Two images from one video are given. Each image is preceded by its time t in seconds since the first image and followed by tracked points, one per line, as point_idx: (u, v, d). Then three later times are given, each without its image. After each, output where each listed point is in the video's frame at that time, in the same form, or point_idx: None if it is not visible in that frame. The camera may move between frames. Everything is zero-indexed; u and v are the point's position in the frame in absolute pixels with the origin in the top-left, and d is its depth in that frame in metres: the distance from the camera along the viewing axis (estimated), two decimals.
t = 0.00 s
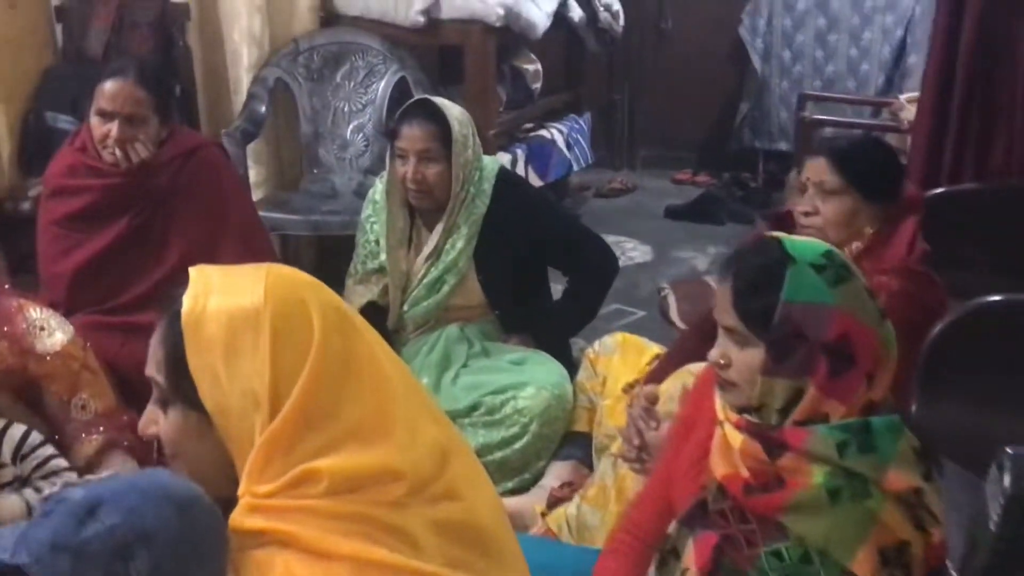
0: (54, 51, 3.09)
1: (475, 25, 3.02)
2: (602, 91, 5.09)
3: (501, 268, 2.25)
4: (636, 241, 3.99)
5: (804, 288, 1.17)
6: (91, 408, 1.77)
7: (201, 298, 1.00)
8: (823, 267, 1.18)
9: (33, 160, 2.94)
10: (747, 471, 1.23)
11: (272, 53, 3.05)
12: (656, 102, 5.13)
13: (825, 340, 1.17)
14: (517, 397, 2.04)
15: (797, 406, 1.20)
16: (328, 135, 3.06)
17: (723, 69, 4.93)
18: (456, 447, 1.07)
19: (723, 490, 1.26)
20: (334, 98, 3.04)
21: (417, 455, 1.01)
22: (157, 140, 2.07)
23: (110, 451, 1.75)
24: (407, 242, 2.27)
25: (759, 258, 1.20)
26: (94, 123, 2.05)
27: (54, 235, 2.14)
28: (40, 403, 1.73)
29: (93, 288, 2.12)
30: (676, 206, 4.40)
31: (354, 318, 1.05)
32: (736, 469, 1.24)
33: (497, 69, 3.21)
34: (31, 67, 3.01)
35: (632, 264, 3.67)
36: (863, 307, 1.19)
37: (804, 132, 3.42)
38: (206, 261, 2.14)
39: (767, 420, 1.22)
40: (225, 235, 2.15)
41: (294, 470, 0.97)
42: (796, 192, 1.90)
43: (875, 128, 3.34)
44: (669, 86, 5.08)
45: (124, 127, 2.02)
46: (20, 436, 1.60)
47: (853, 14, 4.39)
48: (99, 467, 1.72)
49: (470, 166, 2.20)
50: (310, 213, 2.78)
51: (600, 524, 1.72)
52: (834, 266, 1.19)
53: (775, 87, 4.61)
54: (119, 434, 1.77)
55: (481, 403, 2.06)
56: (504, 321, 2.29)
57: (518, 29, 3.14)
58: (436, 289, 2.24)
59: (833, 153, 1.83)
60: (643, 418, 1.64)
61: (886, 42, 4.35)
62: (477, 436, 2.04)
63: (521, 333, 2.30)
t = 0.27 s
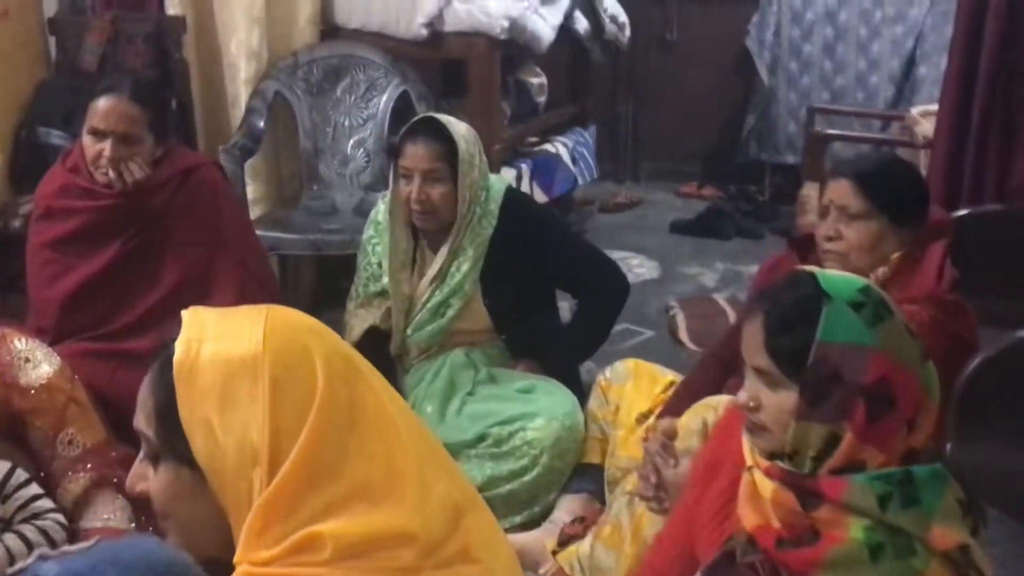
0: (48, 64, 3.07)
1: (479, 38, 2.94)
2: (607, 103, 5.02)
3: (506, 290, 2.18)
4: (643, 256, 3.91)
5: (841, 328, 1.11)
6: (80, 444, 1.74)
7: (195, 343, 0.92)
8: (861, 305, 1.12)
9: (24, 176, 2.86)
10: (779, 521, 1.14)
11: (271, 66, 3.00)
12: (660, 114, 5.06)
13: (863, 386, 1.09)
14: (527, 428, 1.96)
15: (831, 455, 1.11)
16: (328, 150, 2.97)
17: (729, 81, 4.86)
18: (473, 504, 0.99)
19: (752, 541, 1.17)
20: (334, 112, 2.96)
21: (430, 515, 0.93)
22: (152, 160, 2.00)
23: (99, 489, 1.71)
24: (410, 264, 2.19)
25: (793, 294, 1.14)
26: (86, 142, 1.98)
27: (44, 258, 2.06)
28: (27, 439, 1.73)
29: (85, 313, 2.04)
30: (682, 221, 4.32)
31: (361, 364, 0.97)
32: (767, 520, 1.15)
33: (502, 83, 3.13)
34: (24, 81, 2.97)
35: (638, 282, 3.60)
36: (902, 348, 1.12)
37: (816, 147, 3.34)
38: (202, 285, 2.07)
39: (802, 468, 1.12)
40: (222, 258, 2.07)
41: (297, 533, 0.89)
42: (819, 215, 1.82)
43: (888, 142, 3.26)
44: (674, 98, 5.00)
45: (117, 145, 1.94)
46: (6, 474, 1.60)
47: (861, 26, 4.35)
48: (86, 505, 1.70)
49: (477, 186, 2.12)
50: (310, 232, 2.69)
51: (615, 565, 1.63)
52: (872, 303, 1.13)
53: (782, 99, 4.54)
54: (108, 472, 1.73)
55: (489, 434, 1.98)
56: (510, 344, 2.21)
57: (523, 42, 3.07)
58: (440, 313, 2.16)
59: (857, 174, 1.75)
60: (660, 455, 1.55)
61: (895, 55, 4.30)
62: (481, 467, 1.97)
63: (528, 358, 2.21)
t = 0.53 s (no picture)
0: (37, 72, 3.01)
1: (478, 46, 2.88)
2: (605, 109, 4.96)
3: (508, 308, 2.11)
4: (643, 266, 3.85)
5: (879, 365, 1.04)
6: (62, 472, 1.72)
7: (183, 384, 0.85)
8: (897, 340, 1.07)
9: (11, 186, 2.79)
10: (804, 566, 1.09)
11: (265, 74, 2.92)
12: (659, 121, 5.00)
13: (903, 425, 1.04)
14: (529, 451, 1.89)
15: (861, 495, 1.07)
16: (323, 161, 2.91)
17: (728, 88, 4.81)
18: (480, 557, 0.93)
19: None
20: (330, 122, 2.90)
21: (437, 572, 0.87)
22: (142, 174, 1.94)
23: (82, 520, 1.69)
24: (408, 280, 2.13)
25: (828, 327, 1.06)
26: (73, 156, 1.91)
27: (29, 276, 1.99)
28: (8, 468, 1.70)
29: (72, 332, 1.97)
30: (682, 230, 4.26)
31: (362, 404, 0.91)
32: (791, 563, 1.09)
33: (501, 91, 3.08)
34: (12, 91, 2.91)
35: (639, 293, 3.54)
36: (940, 385, 1.07)
37: (819, 156, 3.28)
38: (193, 302, 2.01)
39: (829, 510, 1.07)
40: (215, 274, 2.01)
41: None
42: (831, 232, 1.76)
43: (893, 152, 3.20)
44: (673, 105, 4.95)
45: (105, 160, 1.88)
46: None
47: (863, 32, 4.29)
48: (68, 537, 1.67)
49: (477, 201, 2.06)
50: (304, 245, 2.62)
51: None
52: (909, 338, 1.07)
53: (783, 107, 4.48)
54: (90, 502, 1.71)
55: (491, 457, 1.91)
56: (511, 363, 2.14)
57: (522, 50, 3.01)
58: (439, 331, 2.10)
59: (872, 190, 1.68)
60: (671, 483, 1.51)
61: (897, 61, 4.25)
62: (483, 492, 1.90)
63: (530, 378, 2.15)
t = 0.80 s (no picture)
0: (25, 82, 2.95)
1: (477, 53, 2.82)
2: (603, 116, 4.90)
3: (511, 326, 2.05)
4: (643, 275, 3.79)
5: (957, 410, 1.04)
6: (50, 498, 1.65)
7: (174, 433, 0.96)
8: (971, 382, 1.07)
9: None
10: None
11: (259, 82, 2.85)
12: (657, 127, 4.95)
13: (970, 472, 1.06)
14: (535, 474, 1.83)
15: (913, 539, 1.07)
16: (318, 171, 2.84)
17: (727, 94, 4.76)
18: None
19: None
20: (325, 131, 2.84)
21: None
22: (132, 190, 1.88)
23: (71, 549, 1.62)
24: (408, 296, 2.06)
25: (899, 362, 1.05)
26: (60, 171, 1.84)
27: (14, 295, 1.91)
28: None
29: (60, 354, 1.90)
30: (681, 238, 4.21)
31: (359, 444, 1.03)
32: None
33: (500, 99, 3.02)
34: None
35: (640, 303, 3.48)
36: (1003, 431, 1.09)
37: (823, 164, 3.23)
38: (186, 320, 1.95)
39: (870, 552, 1.08)
40: (208, 292, 1.96)
41: None
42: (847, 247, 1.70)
43: (898, 160, 3.15)
44: (671, 111, 4.89)
45: (94, 175, 1.81)
46: None
47: (864, 37, 4.24)
48: (56, 567, 1.60)
49: (479, 214, 2.00)
50: (299, 259, 2.56)
51: None
52: (979, 380, 1.08)
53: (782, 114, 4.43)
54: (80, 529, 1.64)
55: (495, 480, 1.85)
56: (515, 382, 2.07)
57: (522, 57, 2.95)
58: (440, 348, 2.03)
59: (889, 204, 1.63)
60: (686, 511, 1.44)
61: (898, 68, 4.20)
62: (487, 516, 1.84)
63: (534, 396, 2.08)
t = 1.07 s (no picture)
0: (25, 101, 2.90)
1: (484, 71, 2.79)
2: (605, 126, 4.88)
3: (525, 349, 2.01)
4: (649, 289, 3.76)
5: None
6: (68, 528, 1.61)
7: (192, 493, 0.98)
8: None
9: None
10: None
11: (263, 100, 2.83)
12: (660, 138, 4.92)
13: None
14: (551, 504, 1.79)
15: None
16: (324, 189, 2.81)
17: (730, 104, 4.73)
18: None
19: None
20: (330, 149, 2.81)
21: None
22: (140, 214, 1.85)
23: None
24: (418, 318, 2.02)
25: (975, 416, 0.99)
26: (66, 195, 1.80)
27: (17, 322, 1.87)
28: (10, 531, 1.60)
29: (65, 382, 1.86)
30: (687, 251, 4.17)
31: (378, 504, 1.06)
32: None
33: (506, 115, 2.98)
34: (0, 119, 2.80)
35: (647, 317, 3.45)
36: None
37: (832, 178, 3.19)
38: (194, 346, 1.93)
39: None
40: (216, 317, 1.93)
41: None
42: (869, 271, 1.67)
43: (908, 173, 3.12)
44: (674, 121, 4.86)
45: (102, 200, 1.77)
46: None
47: (868, 48, 4.21)
48: None
49: (490, 235, 1.96)
50: (305, 279, 2.53)
51: None
52: None
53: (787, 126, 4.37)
54: (98, 558, 1.59)
55: (510, 510, 1.80)
56: (528, 406, 2.04)
57: (528, 73, 2.91)
58: (451, 372, 1.99)
59: (914, 227, 1.59)
60: (710, 545, 1.40)
61: (903, 79, 4.19)
62: (503, 546, 1.80)
63: (548, 420, 2.04)
